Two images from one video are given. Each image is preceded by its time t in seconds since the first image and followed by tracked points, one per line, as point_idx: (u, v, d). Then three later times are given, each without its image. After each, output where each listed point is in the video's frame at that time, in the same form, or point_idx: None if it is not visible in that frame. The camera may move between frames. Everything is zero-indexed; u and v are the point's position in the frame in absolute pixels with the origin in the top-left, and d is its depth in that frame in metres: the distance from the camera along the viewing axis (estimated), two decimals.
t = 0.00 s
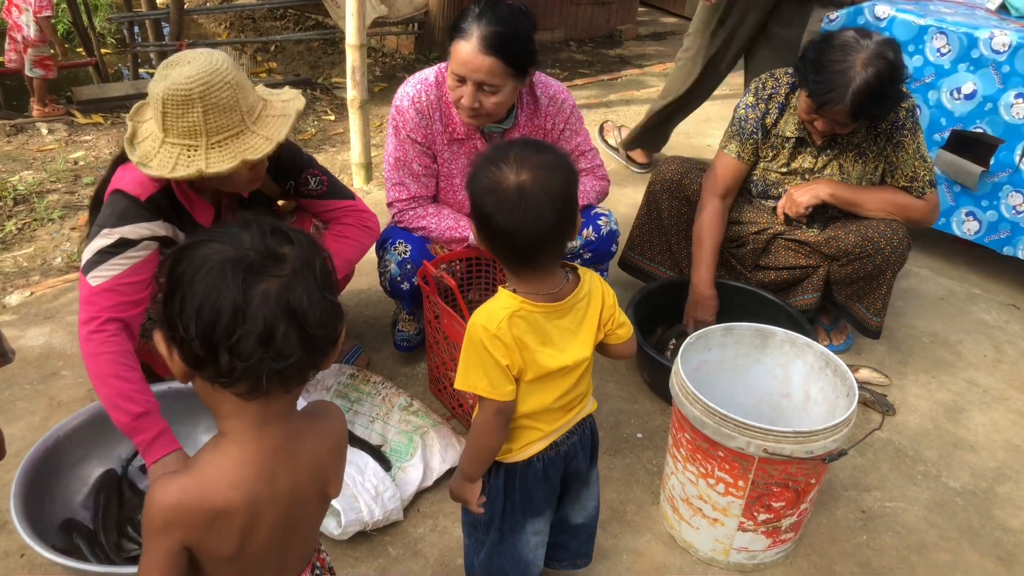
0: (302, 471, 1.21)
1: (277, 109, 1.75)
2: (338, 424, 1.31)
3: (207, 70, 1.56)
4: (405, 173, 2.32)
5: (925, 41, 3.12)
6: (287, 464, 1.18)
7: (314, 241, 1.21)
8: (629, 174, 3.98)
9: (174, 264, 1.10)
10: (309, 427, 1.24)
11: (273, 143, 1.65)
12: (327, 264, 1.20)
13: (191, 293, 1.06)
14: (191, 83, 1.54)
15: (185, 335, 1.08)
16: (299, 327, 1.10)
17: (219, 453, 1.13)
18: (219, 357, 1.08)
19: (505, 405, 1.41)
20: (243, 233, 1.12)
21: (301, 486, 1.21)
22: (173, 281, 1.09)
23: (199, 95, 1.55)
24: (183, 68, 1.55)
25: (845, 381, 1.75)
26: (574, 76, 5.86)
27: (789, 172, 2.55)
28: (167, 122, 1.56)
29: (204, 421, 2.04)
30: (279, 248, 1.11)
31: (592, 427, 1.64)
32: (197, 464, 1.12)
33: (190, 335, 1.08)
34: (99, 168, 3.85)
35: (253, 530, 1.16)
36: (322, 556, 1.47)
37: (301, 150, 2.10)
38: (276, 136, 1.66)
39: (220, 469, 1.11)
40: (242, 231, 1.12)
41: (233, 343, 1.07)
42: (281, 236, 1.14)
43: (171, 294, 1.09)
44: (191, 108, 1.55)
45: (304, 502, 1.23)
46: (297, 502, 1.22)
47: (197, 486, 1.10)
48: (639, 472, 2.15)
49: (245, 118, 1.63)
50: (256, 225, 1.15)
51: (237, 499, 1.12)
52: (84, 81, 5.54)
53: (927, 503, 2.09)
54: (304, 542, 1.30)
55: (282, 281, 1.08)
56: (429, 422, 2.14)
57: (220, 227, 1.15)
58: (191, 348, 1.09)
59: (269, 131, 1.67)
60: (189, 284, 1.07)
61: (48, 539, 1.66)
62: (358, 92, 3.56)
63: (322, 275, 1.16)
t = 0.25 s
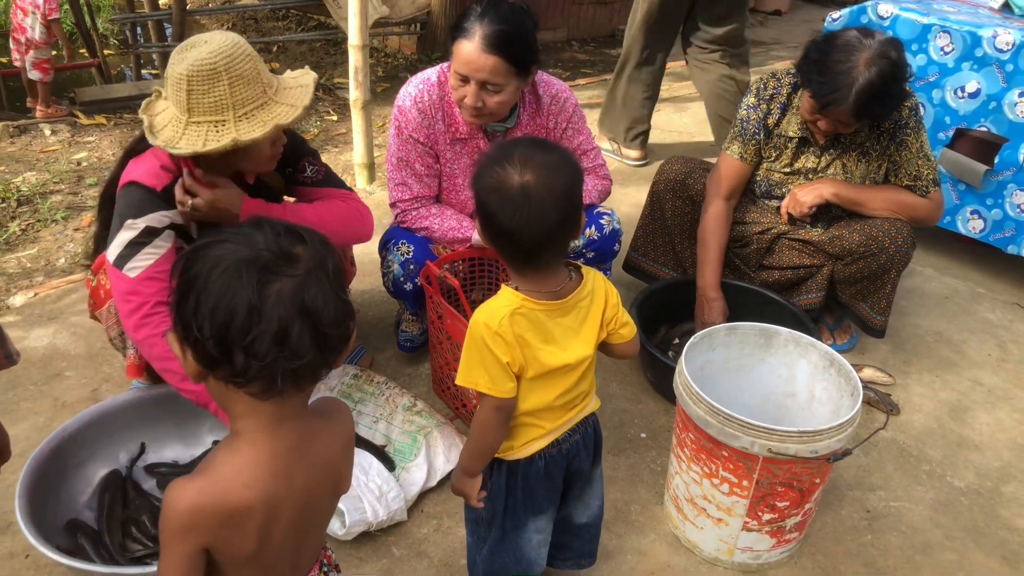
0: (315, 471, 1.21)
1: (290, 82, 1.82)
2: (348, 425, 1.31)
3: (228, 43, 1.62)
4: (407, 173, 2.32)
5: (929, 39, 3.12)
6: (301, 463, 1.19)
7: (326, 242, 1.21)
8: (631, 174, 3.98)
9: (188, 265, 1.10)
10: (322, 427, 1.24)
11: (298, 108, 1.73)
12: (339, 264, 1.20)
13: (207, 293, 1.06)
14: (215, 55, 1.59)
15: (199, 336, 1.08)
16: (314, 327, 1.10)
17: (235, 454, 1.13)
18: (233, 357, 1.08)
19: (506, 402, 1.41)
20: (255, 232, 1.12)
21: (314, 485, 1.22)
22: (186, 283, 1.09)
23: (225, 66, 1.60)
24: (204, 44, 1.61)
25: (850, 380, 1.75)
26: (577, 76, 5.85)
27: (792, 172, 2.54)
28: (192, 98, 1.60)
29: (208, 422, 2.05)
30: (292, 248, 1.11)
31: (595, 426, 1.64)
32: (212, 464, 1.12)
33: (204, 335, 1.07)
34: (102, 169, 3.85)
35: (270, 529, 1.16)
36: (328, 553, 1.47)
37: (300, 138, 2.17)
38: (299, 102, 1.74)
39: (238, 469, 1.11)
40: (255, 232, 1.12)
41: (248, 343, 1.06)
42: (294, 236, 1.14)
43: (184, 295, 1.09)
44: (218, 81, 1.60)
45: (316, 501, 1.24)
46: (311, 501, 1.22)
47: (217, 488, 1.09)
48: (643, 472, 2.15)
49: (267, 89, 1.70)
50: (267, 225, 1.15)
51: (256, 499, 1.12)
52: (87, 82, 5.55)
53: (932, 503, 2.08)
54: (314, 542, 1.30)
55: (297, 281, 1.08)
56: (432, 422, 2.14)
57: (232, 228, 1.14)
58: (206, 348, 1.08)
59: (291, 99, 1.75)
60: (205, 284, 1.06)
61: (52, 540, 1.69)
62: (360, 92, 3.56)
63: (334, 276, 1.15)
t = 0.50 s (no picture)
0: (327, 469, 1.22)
1: (305, 74, 1.88)
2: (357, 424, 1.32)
3: (252, 34, 1.67)
4: (414, 173, 2.32)
5: (933, 38, 3.11)
6: (314, 461, 1.19)
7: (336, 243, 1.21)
8: (636, 173, 3.97)
9: (198, 268, 1.10)
10: (331, 425, 1.25)
11: (317, 99, 1.79)
12: (350, 266, 1.20)
13: (219, 296, 1.06)
14: (240, 46, 1.63)
15: (211, 339, 1.08)
16: (325, 328, 1.11)
17: (250, 455, 1.12)
18: (247, 359, 1.08)
19: (508, 396, 1.41)
20: (263, 234, 1.12)
21: (324, 483, 1.22)
22: (197, 285, 1.09)
23: (249, 56, 1.64)
24: (227, 35, 1.65)
25: (856, 380, 1.74)
26: (580, 76, 5.85)
27: (798, 172, 2.54)
28: (216, 89, 1.63)
29: (213, 423, 2.06)
30: (303, 249, 1.11)
31: (599, 422, 1.64)
32: (226, 467, 1.11)
33: (216, 338, 1.07)
34: (107, 170, 3.86)
35: (286, 528, 1.17)
36: (336, 552, 1.47)
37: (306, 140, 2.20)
38: (318, 96, 1.80)
39: (255, 469, 1.11)
40: (265, 233, 1.12)
41: (261, 344, 1.06)
42: (303, 238, 1.14)
43: (195, 299, 1.09)
44: (242, 72, 1.64)
45: (327, 500, 1.24)
46: (322, 499, 1.23)
47: (235, 491, 1.09)
48: (648, 471, 2.15)
49: (288, 81, 1.75)
50: (277, 227, 1.15)
51: (273, 499, 1.12)
52: (91, 83, 5.56)
53: (939, 502, 2.08)
54: (324, 541, 1.30)
55: (308, 281, 1.09)
56: (438, 422, 2.14)
57: (241, 231, 1.14)
58: (218, 350, 1.08)
59: (309, 90, 1.80)
60: (216, 286, 1.07)
61: (60, 540, 1.68)
62: (364, 92, 3.56)
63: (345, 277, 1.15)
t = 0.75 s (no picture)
0: (334, 469, 1.22)
1: (319, 77, 1.88)
2: (365, 426, 1.32)
3: (267, 35, 1.67)
4: (419, 173, 2.32)
5: (939, 36, 3.10)
6: (322, 462, 1.19)
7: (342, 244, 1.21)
8: (640, 172, 3.97)
9: (200, 271, 1.10)
10: (340, 427, 1.25)
11: (330, 101, 1.78)
12: (352, 267, 1.20)
13: (223, 298, 1.06)
14: (254, 45, 1.64)
15: (215, 342, 1.08)
16: (329, 329, 1.11)
17: (257, 456, 1.13)
18: (253, 362, 1.08)
19: (511, 395, 1.41)
20: (266, 236, 1.12)
21: (332, 484, 1.23)
22: (200, 289, 1.09)
23: (263, 56, 1.65)
24: (242, 35, 1.65)
25: (862, 379, 1.74)
26: (584, 75, 5.84)
27: (804, 171, 2.53)
28: (229, 88, 1.64)
29: (218, 423, 2.08)
30: (306, 250, 1.12)
31: (601, 420, 1.64)
32: (234, 468, 1.12)
33: (219, 342, 1.07)
34: (111, 171, 3.87)
35: (293, 529, 1.17)
36: (343, 551, 1.48)
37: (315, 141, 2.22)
38: (330, 97, 1.80)
39: (262, 471, 1.11)
40: (267, 236, 1.12)
41: (268, 346, 1.06)
42: (305, 240, 1.13)
43: (197, 303, 1.09)
44: (255, 72, 1.64)
45: (335, 501, 1.25)
46: (329, 500, 1.23)
47: (242, 492, 1.09)
48: (654, 470, 2.14)
49: (301, 82, 1.75)
50: (279, 229, 1.15)
51: (279, 500, 1.12)
52: (96, 84, 5.58)
53: (945, 501, 2.07)
54: (332, 541, 1.31)
55: (313, 283, 1.09)
56: (443, 421, 2.14)
57: (243, 235, 1.14)
58: (222, 353, 1.08)
59: (323, 93, 1.80)
60: (219, 289, 1.06)
61: (67, 540, 1.68)
62: (368, 92, 3.57)
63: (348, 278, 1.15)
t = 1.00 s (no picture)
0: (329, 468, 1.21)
1: (324, 80, 1.85)
2: (361, 424, 1.32)
3: (267, 37, 1.65)
4: (418, 172, 2.32)
5: (938, 34, 3.10)
6: (316, 461, 1.19)
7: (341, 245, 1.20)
8: (639, 171, 3.96)
9: (192, 272, 1.09)
10: (333, 425, 1.24)
11: (330, 107, 1.76)
12: (345, 266, 1.20)
13: (214, 302, 1.06)
14: (254, 48, 1.62)
15: (208, 344, 1.08)
16: (321, 331, 1.10)
17: (251, 457, 1.13)
18: (244, 366, 1.08)
19: (504, 396, 1.41)
20: (256, 237, 1.11)
21: (328, 483, 1.22)
22: (191, 291, 1.08)
23: (263, 59, 1.64)
24: (243, 36, 1.64)
25: (863, 377, 1.74)
26: (582, 74, 5.84)
27: (809, 170, 2.52)
28: (227, 90, 1.63)
29: (217, 424, 2.09)
30: (297, 252, 1.11)
31: (597, 420, 1.64)
32: (224, 469, 1.12)
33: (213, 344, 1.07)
34: (110, 171, 3.86)
35: (288, 529, 1.16)
36: (343, 552, 1.47)
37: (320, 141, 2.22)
38: (332, 101, 1.77)
39: (254, 471, 1.11)
40: (258, 237, 1.11)
41: (258, 350, 1.06)
42: (296, 240, 1.13)
43: (190, 304, 1.09)
44: (254, 74, 1.63)
45: (331, 501, 1.24)
46: (325, 500, 1.22)
47: (233, 492, 1.09)
48: (654, 470, 2.14)
49: (302, 86, 1.73)
50: (270, 230, 1.14)
51: (272, 500, 1.12)
52: (94, 84, 5.57)
53: (946, 499, 2.07)
54: (330, 542, 1.30)
55: (302, 286, 1.08)
56: (443, 421, 2.14)
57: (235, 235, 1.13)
58: (214, 356, 1.08)
59: (325, 98, 1.78)
60: (211, 292, 1.06)
61: (67, 540, 1.67)
62: (367, 91, 3.56)
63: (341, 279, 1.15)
